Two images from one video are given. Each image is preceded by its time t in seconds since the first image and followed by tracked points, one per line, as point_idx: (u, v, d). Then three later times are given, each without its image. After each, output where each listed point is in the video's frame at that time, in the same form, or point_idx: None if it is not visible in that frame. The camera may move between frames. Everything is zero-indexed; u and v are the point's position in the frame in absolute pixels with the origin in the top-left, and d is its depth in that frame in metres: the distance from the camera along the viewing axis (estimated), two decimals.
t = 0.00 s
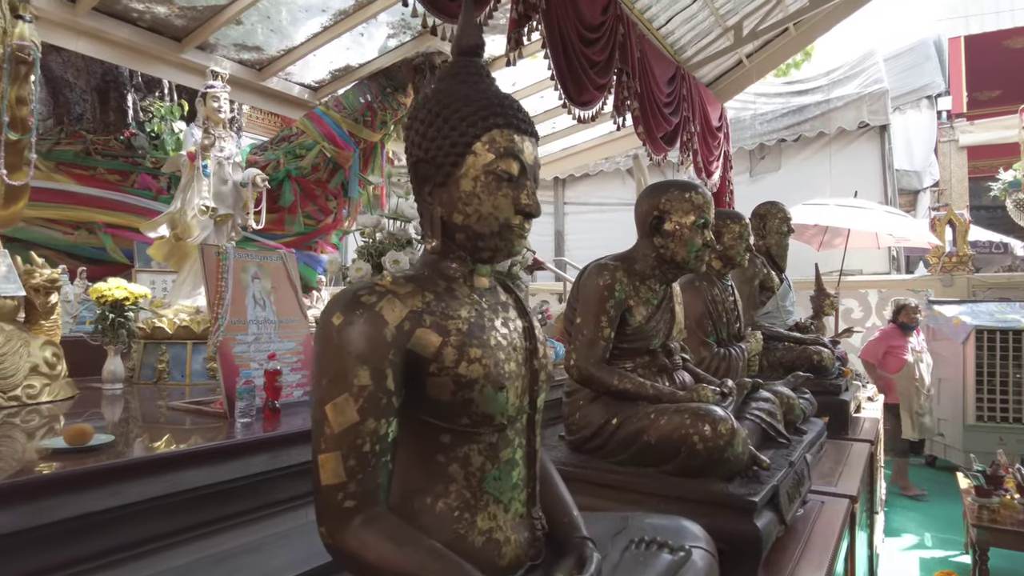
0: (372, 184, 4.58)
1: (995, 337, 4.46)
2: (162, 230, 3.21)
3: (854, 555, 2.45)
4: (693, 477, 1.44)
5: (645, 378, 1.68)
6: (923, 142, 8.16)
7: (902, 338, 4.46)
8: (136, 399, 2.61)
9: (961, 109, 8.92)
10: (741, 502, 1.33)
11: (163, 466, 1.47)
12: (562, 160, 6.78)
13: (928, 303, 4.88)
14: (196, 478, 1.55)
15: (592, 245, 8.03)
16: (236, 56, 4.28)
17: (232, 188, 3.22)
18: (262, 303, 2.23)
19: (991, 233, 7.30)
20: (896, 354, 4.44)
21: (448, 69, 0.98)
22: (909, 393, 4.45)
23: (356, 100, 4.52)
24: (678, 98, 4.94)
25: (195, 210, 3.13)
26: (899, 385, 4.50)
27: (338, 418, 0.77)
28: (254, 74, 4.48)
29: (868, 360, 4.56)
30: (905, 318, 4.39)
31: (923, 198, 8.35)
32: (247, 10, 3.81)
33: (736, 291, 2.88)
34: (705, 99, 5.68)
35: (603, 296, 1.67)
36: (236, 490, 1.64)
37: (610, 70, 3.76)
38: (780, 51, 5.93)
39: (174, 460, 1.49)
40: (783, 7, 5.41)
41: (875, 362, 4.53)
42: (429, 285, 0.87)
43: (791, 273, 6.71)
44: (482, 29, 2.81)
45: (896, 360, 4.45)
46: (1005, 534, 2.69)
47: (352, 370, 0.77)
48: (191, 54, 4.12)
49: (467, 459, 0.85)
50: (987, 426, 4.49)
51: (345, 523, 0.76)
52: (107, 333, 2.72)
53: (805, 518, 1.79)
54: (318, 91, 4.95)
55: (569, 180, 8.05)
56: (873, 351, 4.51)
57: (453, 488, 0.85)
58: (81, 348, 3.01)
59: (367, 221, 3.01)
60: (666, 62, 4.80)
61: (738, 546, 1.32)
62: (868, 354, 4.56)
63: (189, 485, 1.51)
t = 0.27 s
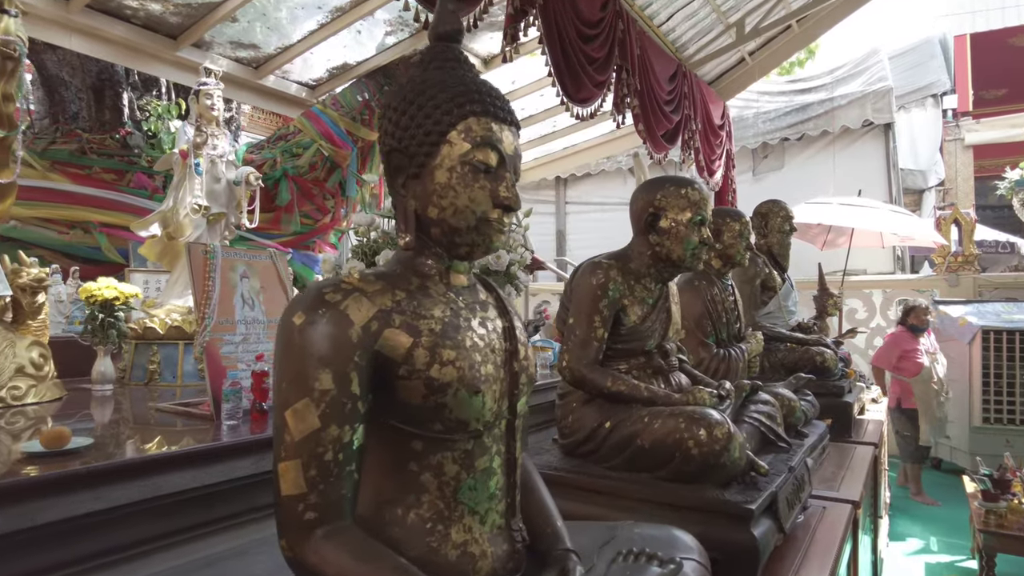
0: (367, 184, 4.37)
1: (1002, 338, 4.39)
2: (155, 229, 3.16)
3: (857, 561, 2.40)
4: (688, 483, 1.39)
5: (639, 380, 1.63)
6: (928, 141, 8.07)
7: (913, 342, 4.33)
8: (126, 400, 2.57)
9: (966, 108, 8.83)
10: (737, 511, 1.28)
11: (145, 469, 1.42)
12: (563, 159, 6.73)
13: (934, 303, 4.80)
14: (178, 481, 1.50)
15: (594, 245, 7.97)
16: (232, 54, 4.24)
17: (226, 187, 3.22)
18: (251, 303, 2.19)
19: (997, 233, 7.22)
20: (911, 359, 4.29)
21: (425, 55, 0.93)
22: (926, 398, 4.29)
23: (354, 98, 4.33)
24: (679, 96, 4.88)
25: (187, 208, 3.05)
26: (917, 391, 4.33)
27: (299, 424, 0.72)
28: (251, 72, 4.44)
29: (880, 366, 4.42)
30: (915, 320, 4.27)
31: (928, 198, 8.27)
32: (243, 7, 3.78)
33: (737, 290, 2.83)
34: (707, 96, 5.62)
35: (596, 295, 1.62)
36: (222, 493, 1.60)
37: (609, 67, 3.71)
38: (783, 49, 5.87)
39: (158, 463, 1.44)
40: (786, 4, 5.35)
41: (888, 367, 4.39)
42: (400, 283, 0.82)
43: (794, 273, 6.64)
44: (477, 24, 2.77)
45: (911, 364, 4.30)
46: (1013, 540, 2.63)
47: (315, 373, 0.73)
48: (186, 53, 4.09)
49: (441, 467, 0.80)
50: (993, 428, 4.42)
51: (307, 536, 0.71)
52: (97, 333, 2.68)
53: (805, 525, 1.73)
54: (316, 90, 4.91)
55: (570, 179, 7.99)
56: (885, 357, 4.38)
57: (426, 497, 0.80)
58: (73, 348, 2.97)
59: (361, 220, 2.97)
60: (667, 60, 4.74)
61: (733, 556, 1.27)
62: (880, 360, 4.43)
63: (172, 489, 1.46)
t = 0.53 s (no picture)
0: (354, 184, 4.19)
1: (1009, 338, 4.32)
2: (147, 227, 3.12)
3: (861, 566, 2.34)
4: (683, 488, 1.34)
5: (634, 381, 1.57)
6: (934, 140, 7.98)
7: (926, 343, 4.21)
8: (116, 401, 2.53)
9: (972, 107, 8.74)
10: (733, 517, 1.22)
11: (125, 471, 1.38)
12: (565, 158, 6.67)
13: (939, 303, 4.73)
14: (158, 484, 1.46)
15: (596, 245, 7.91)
16: (228, 51, 4.20)
17: (220, 184, 3.16)
18: (240, 301, 2.14)
19: (1004, 233, 7.13)
20: (925, 361, 4.17)
21: (401, 37, 0.88)
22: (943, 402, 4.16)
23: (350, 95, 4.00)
24: (681, 93, 4.83)
25: (181, 206, 3.03)
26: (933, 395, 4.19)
27: (254, 426, 0.67)
28: (248, 69, 4.40)
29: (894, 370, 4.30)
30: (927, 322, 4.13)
31: (934, 197, 8.16)
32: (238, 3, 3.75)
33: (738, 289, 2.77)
34: (709, 94, 5.56)
35: (589, 293, 1.57)
36: (205, 496, 1.55)
37: (609, 63, 3.65)
38: (786, 47, 5.80)
39: (138, 465, 1.39)
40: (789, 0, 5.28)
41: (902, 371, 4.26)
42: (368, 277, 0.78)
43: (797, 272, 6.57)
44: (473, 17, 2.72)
45: (925, 366, 4.18)
46: (1021, 545, 2.57)
47: (272, 373, 0.68)
48: (181, 50, 4.03)
49: (412, 473, 0.75)
50: (1000, 430, 4.35)
51: (263, 547, 0.67)
52: (87, 332, 2.63)
53: (806, 532, 1.66)
54: (314, 88, 4.87)
55: (572, 178, 7.93)
56: (900, 360, 4.24)
57: (395, 505, 0.75)
58: (68, 348, 2.94)
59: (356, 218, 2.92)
60: (669, 56, 4.68)
61: (728, 565, 1.21)
62: (895, 364, 4.29)
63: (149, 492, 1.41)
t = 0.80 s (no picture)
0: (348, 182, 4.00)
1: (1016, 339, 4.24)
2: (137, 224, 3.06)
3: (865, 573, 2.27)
4: (677, 494, 1.28)
5: (628, 382, 1.51)
6: (939, 138, 7.89)
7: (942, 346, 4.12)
8: (103, 401, 2.48)
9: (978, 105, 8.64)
10: (729, 525, 1.16)
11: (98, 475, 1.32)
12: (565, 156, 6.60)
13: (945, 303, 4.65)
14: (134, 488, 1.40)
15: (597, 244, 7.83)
16: (223, 48, 4.15)
17: (212, 182, 3.14)
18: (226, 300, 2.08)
19: (1010, 232, 7.03)
20: (940, 363, 4.09)
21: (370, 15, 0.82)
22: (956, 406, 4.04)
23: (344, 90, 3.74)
24: (682, 90, 4.76)
25: (170, 203, 2.94)
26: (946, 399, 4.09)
27: (197, 432, 0.62)
28: (243, 66, 4.34)
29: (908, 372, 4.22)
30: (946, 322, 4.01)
31: (938, 195, 8.06)
32: None
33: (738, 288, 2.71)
34: (711, 91, 5.49)
35: (581, 291, 1.51)
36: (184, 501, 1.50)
37: (608, 58, 3.59)
38: (788, 44, 5.74)
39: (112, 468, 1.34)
40: None
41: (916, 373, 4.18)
42: (329, 271, 0.72)
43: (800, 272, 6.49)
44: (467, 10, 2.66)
45: (941, 369, 4.10)
46: None
47: (218, 374, 0.62)
48: (175, 45, 3.95)
49: (375, 482, 0.70)
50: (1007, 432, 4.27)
51: (207, 564, 0.61)
52: (74, 331, 2.58)
53: (807, 539, 1.60)
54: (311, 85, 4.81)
55: (573, 176, 7.86)
56: (915, 362, 4.17)
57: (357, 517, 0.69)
58: (56, 348, 2.88)
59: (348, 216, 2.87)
60: (670, 52, 4.62)
61: None
62: (909, 365, 4.22)
63: (134, 494, 1.32)
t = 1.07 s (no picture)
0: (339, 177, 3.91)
1: None
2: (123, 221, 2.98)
3: None
4: (672, 505, 1.21)
5: (621, 386, 1.44)
6: (943, 136, 7.78)
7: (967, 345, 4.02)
8: (87, 402, 2.42)
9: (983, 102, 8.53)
10: (728, 540, 1.09)
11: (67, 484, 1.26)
12: (565, 154, 6.53)
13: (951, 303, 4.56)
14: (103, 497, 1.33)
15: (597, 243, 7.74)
16: (217, 44, 4.01)
17: (201, 179, 3.08)
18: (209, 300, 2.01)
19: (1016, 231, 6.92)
20: (965, 363, 3.99)
21: None
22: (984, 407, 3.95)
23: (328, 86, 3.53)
24: (683, 86, 4.69)
25: (159, 201, 2.87)
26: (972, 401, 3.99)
27: (123, 446, 0.55)
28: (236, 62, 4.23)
29: (931, 373, 4.08)
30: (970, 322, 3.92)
31: (943, 193, 7.84)
32: None
33: (739, 287, 2.63)
34: (712, 88, 5.41)
35: (573, 290, 1.44)
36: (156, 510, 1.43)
37: (606, 52, 3.51)
38: (791, 40, 5.66)
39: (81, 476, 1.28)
40: None
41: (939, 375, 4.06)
42: (281, 268, 0.66)
43: (803, 271, 6.40)
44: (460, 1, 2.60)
45: (965, 370, 4.00)
46: None
47: (150, 381, 0.56)
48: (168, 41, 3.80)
49: (331, 500, 0.63)
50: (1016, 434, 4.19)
51: None
52: (58, 331, 2.52)
53: (811, 549, 1.53)
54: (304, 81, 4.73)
55: (574, 175, 7.78)
56: (938, 363, 4.03)
57: (313, 538, 0.63)
58: (43, 350, 2.82)
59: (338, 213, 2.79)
60: (670, 48, 4.55)
61: None
62: (932, 367, 4.07)
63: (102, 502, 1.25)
